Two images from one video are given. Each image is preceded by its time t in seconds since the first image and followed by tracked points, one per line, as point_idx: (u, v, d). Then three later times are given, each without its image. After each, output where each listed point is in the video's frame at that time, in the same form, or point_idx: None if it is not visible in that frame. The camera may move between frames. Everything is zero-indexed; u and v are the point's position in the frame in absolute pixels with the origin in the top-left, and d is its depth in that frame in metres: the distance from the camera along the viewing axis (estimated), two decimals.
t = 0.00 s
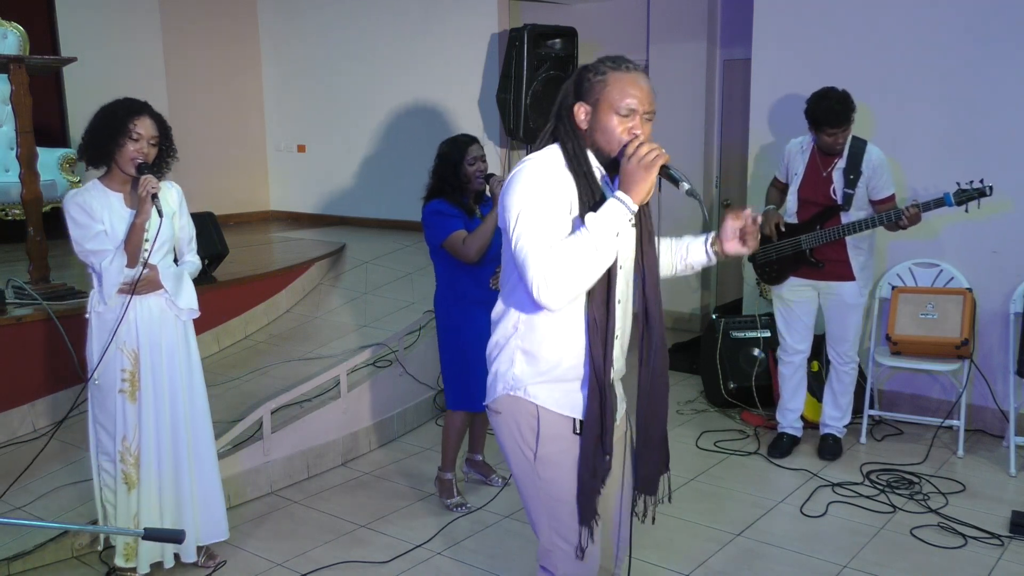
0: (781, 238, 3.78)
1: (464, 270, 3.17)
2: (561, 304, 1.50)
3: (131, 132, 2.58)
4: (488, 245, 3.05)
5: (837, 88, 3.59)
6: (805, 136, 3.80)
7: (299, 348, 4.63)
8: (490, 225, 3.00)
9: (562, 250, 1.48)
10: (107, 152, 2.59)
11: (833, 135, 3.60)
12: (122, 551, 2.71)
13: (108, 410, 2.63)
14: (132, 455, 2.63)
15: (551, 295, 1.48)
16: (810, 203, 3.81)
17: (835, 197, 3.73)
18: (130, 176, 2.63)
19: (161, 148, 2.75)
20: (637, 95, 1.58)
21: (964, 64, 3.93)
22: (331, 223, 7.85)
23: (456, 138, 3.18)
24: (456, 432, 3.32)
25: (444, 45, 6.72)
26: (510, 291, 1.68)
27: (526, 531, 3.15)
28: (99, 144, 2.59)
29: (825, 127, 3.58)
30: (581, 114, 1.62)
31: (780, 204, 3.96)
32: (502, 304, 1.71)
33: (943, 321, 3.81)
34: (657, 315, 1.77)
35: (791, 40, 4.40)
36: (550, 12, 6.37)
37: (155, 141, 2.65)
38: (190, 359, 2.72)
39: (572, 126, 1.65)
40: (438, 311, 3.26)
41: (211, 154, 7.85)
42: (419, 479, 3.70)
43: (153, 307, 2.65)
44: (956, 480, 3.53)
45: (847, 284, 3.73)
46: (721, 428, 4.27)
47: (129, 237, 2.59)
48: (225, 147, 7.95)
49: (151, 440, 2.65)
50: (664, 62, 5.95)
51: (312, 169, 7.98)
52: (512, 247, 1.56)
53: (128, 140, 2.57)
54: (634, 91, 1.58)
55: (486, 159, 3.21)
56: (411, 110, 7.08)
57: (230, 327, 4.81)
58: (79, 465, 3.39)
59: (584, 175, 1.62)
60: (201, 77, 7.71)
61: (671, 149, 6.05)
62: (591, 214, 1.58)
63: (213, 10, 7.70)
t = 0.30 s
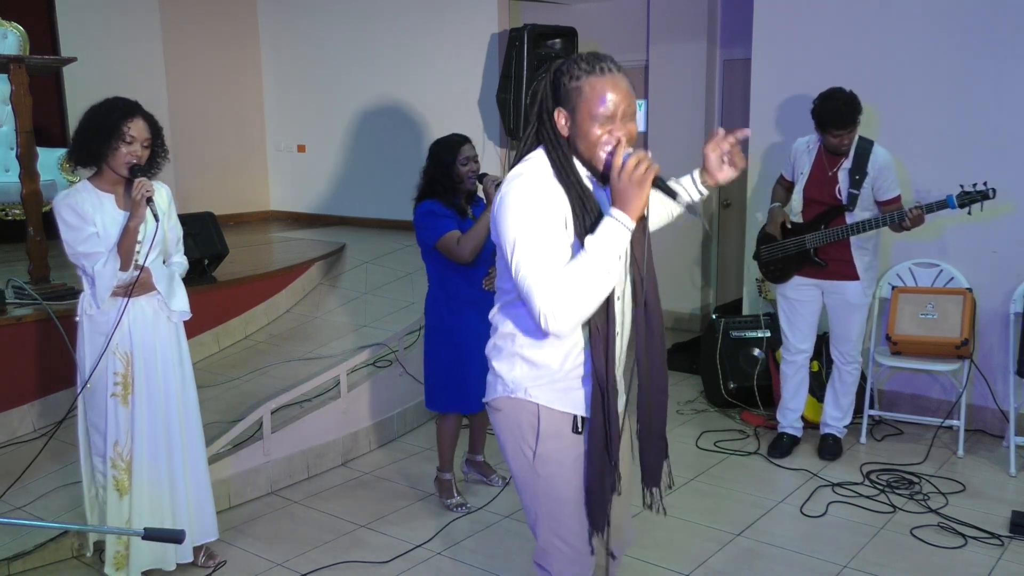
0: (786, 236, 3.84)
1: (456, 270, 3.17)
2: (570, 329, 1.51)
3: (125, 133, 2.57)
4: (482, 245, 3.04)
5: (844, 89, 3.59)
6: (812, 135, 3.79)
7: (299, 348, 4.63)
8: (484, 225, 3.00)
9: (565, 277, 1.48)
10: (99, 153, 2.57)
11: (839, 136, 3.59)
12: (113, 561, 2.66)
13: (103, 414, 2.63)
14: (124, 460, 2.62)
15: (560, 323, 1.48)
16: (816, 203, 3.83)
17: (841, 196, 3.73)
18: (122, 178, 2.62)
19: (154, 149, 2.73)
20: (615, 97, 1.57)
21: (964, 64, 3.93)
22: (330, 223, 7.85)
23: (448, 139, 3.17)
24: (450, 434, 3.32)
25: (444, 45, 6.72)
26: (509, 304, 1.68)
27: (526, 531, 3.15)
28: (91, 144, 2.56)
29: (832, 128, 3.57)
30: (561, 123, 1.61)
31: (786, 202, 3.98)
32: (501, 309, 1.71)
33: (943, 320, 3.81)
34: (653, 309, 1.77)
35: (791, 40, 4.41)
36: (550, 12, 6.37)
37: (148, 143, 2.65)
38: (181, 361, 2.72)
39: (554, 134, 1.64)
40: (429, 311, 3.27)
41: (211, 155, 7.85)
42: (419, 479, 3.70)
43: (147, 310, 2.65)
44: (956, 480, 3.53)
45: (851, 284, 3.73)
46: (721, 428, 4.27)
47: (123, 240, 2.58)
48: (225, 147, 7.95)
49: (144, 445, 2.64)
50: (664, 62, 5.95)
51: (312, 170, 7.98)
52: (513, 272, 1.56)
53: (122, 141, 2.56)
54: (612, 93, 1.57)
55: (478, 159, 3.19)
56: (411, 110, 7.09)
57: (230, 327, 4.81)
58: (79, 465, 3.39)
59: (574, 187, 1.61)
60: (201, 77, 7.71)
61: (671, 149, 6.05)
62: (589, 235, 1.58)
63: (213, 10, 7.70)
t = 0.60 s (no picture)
0: (790, 235, 3.84)
1: (453, 273, 3.18)
2: (553, 332, 1.52)
3: (123, 139, 2.57)
4: (477, 248, 3.06)
5: (852, 88, 3.58)
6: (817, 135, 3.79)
7: (299, 348, 4.63)
8: (479, 228, 3.02)
9: (553, 279, 1.49)
10: (97, 158, 2.56)
11: (842, 135, 3.59)
12: (109, 567, 2.66)
13: (97, 418, 2.62)
14: (119, 465, 2.63)
15: (543, 325, 1.50)
16: (819, 202, 3.82)
17: (844, 196, 3.73)
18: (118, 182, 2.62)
19: (148, 154, 2.72)
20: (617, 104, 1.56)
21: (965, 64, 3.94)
22: (330, 223, 7.85)
23: (440, 141, 3.17)
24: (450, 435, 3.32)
25: (444, 44, 6.71)
26: (501, 296, 1.68)
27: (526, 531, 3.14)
28: (87, 147, 2.56)
29: (837, 127, 3.57)
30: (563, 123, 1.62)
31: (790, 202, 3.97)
32: (496, 306, 1.71)
33: (943, 321, 3.81)
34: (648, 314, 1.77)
35: (791, 41, 4.42)
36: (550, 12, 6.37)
37: (144, 148, 2.65)
38: (175, 365, 2.73)
39: (557, 133, 1.65)
40: (421, 316, 3.24)
41: (211, 155, 7.85)
42: (419, 479, 3.70)
43: (141, 311, 2.66)
44: (956, 480, 3.53)
45: (853, 283, 3.73)
46: (721, 428, 4.27)
47: (117, 244, 2.59)
48: (225, 147, 7.95)
49: (139, 449, 2.64)
50: (664, 62, 5.95)
51: (312, 170, 7.98)
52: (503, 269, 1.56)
53: (119, 147, 2.56)
54: (615, 99, 1.56)
55: (471, 161, 3.20)
56: (411, 110, 7.09)
57: (230, 327, 4.81)
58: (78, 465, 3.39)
59: (571, 190, 1.62)
60: (200, 77, 7.71)
61: (671, 149, 6.05)
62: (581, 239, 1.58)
63: (213, 10, 7.70)
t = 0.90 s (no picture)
0: (792, 235, 3.83)
1: (452, 274, 3.18)
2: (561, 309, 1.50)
3: (125, 143, 2.58)
4: (476, 250, 3.08)
5: (857, 89, 3.58)
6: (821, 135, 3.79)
7: (299, 348, 4.63)
8: (478, 230, 3.04)
9: (561, 253, 1.48)
10: (97, 160, 2.56)
11: (846, 136, 3.58)
12: (108, 568, 2.64)
13: (97, 416, 2.61)
14: (119, 464, 2.62)
15: (551, 300, 1.47)
16: (821, 202, 3.82)
17: (847, 196, 3.73)
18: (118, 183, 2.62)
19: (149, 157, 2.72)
20: (630, 95, 1.57)
21: (965, 64, 3.94)
22: (330, 223, 7.85)
23: (435, 141, 3.15)
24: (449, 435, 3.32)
25: (444, 43, 6.71)
26: (507, 286, 1.67)
27: (526, 531, 3.14)
28: (89, 149, 2.56)
29: (841, 128, 3.57)
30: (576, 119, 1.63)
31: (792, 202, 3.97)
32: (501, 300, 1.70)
33: (943, 320, 3.81)
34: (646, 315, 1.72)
35: (792, 41, 4.42)
36: (550, 12, 6.37)
37: (146, 152, 2.66)
38: (174, 365, 2.74)
39: (569, 130, 1.65)
40: (422, 315, 3.24)
41: (211, 154, 7.85)
42: (420, 479, 3.70)
43: (142, 311, 2.66)
44: (956, 480, 3.53)
45: (853, 284, 3.73)
46: (721, 428, 4.27)
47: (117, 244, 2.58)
48: (225, 147, 7.95)
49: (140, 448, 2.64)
50: (664, 62, 5.95)
51: (312, 170, 7.98)
52: (511, 252, 1.56)
53: (121, 151, 2.57)
54: (627, 91, 1.57)
55: (467, 161, 3.19)
56: (411, 110, 7.09)
57: (230, 327, 4.81)
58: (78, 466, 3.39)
59: (582, 179, 1.62)
60: (200, 77, 7.70)
61: (671, 149, 6.05)
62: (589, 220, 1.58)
63: (213, 10, 7.70)
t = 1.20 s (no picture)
0: (793, 235, 3.83)
1: (453, 276, 3.18)
2: (571, 315, 1.51)
3: (133, 143, 2.58)
4: (477, 251, 3.08)
5: (858, 91, 3.59)
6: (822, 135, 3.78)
7: (299, 348, 4.63)
8: (480, 231, 3.05)
9: (572, 259, 1.48)
10: (105, 159, 2.56)
11: (847, 137, 3.58)
12: (117, 563, 2.64)
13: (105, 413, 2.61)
14: (128, 460, 2.62)
15: (562, 306, 1.48)
16: (822, 202, 3.82)
17: (847, 196, 3.73)
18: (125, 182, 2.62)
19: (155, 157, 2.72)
20: (639, 101, 1.57)
21: (965, 65, 3.94)
22: (331, 223, 7.85)
23: (441, 142, 3.15)
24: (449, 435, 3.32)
25: (444, 43, 6.71)
26: (515, 289, 1.67)
27: (526, 531, 3.14)
28: (96, 148, 2.55)
29: (842, 129, 3.57)
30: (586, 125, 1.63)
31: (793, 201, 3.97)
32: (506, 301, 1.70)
33: (943, 320, 3.81)
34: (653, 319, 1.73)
35: (792, 40, 4.42)
36: (550, 12, 6.37)
37: (152, 153, 2.66)
38: (181, 362, 2.73)
39: (578, 136, 1.65)
40: (422, 315, 3.24)
41: (211, 155, 7.85)
42: (420, 479, 3.70)
43: (150, 309, 2.66)
44: (956, 480, 3.53)
45: (853, 284, 3.73)
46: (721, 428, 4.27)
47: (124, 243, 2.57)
48: (225, 147, 7.95)
49: (149, 444, 2.65)
50: (664, 61, 5.95)
51: (312, 170, 7.98)
52: (523, 256, 1.56)
53: (129, 151, 2.57)
54: (637, 98, 1.57)
55: (471, 164, 3.20)
56: (411, 110, 7.09)
57: (230, 327, 4.81)
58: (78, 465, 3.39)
59: (592, 186, 1.62)
60: (201, 77, 7.71)
61: (672, 149, 6.04)
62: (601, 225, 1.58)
63: (213, 10, 7.70)
